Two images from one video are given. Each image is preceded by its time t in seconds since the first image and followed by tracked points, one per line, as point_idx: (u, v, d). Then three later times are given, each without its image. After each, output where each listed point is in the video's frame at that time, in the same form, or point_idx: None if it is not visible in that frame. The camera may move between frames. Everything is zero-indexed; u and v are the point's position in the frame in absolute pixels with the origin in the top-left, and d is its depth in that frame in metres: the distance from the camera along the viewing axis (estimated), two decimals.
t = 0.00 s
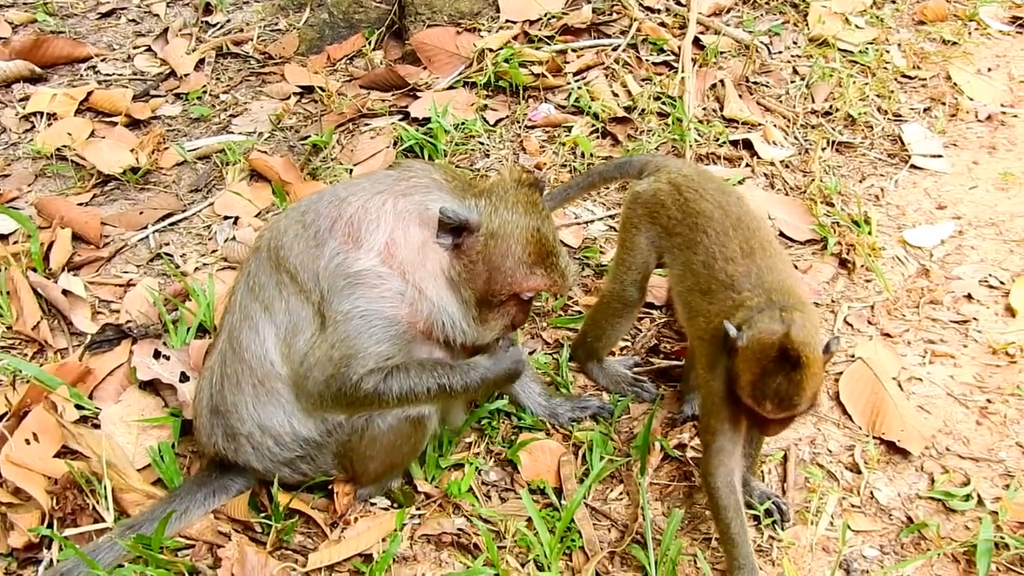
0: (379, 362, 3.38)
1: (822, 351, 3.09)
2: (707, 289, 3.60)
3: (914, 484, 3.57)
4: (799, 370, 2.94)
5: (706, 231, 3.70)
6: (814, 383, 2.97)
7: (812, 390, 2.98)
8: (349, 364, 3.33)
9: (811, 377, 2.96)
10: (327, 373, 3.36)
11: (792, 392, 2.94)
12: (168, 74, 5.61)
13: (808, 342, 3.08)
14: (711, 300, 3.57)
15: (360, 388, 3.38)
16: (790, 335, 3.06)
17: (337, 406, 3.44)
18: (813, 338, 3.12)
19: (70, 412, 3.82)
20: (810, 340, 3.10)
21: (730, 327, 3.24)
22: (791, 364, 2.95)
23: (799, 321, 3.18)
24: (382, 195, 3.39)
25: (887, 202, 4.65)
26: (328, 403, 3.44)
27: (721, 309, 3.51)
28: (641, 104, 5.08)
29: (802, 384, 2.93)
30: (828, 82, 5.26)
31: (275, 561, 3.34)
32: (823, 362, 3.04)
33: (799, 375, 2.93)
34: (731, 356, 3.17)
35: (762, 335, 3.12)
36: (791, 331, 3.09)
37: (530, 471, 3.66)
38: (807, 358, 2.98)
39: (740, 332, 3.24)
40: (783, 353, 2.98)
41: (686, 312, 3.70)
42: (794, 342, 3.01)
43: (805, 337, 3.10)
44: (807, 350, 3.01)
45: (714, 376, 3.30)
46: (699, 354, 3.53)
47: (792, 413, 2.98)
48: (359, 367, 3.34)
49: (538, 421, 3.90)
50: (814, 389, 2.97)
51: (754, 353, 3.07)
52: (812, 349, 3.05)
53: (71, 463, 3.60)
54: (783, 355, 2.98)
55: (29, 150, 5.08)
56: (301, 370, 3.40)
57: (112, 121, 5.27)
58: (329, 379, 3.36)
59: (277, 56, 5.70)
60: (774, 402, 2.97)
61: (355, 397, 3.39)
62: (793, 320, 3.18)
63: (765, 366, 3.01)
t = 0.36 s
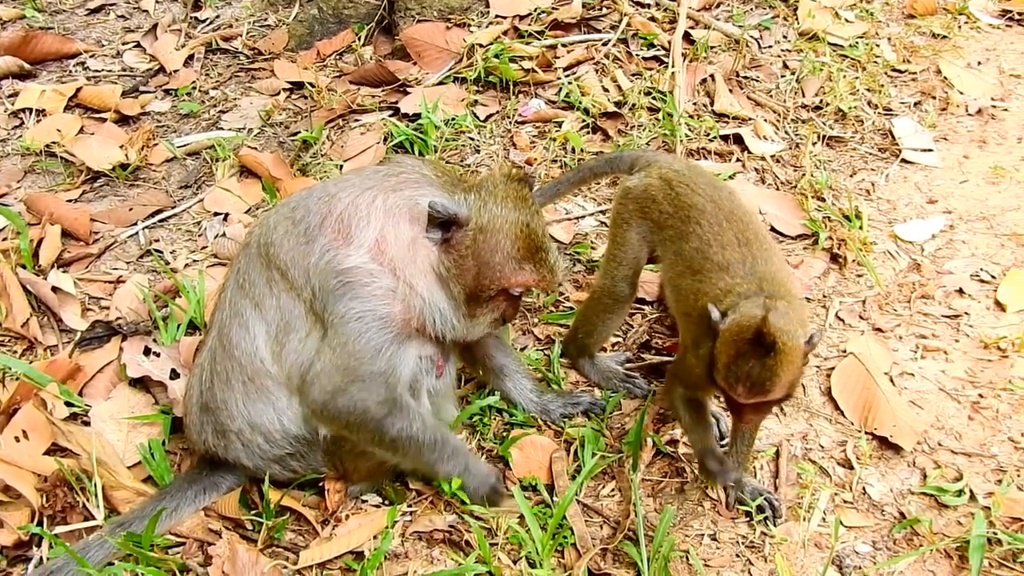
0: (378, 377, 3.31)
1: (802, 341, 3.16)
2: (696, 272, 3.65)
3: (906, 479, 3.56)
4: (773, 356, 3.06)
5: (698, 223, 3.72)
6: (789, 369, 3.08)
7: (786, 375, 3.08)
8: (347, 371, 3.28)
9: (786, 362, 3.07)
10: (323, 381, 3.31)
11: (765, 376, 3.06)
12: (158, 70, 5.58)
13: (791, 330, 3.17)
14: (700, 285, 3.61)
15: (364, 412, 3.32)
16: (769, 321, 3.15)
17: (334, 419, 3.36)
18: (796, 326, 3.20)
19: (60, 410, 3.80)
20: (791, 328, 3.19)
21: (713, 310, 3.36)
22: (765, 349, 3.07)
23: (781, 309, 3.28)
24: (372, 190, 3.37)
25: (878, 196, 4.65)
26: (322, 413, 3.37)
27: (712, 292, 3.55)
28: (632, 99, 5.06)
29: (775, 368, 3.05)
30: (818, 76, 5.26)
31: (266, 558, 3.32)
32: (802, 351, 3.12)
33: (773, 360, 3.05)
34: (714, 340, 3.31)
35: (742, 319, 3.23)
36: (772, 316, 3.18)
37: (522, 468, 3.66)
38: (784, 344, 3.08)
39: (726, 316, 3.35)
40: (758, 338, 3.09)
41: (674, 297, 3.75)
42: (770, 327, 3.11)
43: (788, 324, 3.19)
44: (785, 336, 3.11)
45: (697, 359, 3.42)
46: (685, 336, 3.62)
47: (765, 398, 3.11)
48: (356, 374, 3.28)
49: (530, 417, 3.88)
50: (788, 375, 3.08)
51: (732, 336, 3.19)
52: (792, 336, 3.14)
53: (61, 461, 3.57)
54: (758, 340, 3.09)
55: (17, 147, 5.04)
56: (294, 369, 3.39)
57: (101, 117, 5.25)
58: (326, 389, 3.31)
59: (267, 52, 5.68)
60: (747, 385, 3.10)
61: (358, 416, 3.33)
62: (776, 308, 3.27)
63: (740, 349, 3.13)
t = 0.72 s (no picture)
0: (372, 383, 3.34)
1: (784, 336, 3.22)
2: (697, 257, 3.66)
3: (901, 478, 3.56)
4: (748, 347, 3.16)
5: (700, 213, 3.72)
6: (764, 361, 3.16)
7: (760, 366, 3.17)
8: (339, 374, 3.29)
9: (760, 354, 3.15)
10: (316, 383, 3.33)
11: (736, 364, 3.16)
12: (151, 68, 5.55)
13: (775, 325, 3.23)
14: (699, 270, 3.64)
15: (357, 414, 3.35)
16: (748, 311, 3.24)
17: (327, 421, 3.38)
18: (778, 319, 3.25)
19: (52, 409, 3.78)
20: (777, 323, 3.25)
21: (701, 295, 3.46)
22: (739, 339, 3.19)
23: (767, 300, 3.33)
24: (365, 190, 3.34)
25: (873, 194, 4.65)
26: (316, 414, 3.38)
27: (710, 277, 3.59)
28: (626, 97, 5.06)
29: (747, 358, 3.15)
30: (813, 74, 5.25)
31: (258, 559, 3.29)
32: (782, 346, 3.19)
33: (744, 350, 3.15)
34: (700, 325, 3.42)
35: (724, 306, 3.32)
36: (753, 306, 3.26)
37: (516, 466, 3.64)
38: (761, 336, 3.16)
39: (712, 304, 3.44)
40: (732, 327, 3.21)
41: (670, 279, 3.77)
42: (749, 319, 3.20)
43: (771, 316, 3.25)
44: (764, 328, 3.19)
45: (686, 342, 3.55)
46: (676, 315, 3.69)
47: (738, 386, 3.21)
48: (348, 376, 3.29)
49: (524, 416, 3.86)
50: (762, 367, 3.17)
51: (710, 322, 3.30)
52: (773, 329, 3.21)
53: (54, 462, 3.54)
54: (732, 330, 3.21)
55: (9, 145, 5.01)
56: (286, 368, 3.40)
57: (94, 115, 5.22)
58: (318, 391, 3.33)
59: (260, 50, 5.67)
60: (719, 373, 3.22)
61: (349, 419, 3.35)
62: (760, 298, 3.33)
63: (715, 337, 3.24)
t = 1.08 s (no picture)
0: (384, 388, 3.31)
1: (762, 331, 3.28)
2: (686, 245, 3.66)
3: (894, 473, 3.54)
4: (724, 342, 3.24)
5: (692, 204, 3.72)
6: (741, 356, 3.26)
7: (737, 360, 3.27)
8: (343, 378, 3.27)
9: (736, 347, 3.24)
10: (323, 391, 3.31)
11: (712, 359, 3.25)
12: (140, 65, 5.52)
13: (753, 320, 3.30)
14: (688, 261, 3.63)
15: (371, 421, 3.28)
16: (726, 304, 3.29)
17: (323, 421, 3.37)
18: (757, 312, 3.32)
19: (40, 409, 3.74)
20: (756, 319, 3.31)
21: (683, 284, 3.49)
22: (715, 333, 3.26)
23: (747, 293, 3.37)
24: (353, 190, 3.33)
25: (866, 188, 4.64)
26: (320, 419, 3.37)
27: (698, 265, 3.60)
28: (617, 92, 5.04)
29: (723, 352, 3.23)
30: (805, 69, 5.24)
31: (248, 559, 3.28)
32: (759, 342, 3.26)
33: (721, 345, 3.23)
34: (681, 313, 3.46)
35: (703, 297, 3.37)
36: (731, 300, 3.30)
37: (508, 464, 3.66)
38: (737, 331, 3.24)
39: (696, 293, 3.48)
40: (708, 321, 3.27)
41: (659, 266, 3.77)
42: (725, 313, 3.26)
43: (749, 311, 3.31)
44: (740, 323, 3.26)
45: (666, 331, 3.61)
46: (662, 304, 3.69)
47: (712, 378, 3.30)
48: (351, 380, 3.27)
49: (515, 414, 3.85)
50: (738, 361, 3.26)
51: (688, 314, 3.35)
52: (750, 323, 3.28)
53: (42, 462, 3.54)
54: (709, 324, 3.27)
55: None
56: (277, 371, 3.35)
57: (83, 113, 5.19)
58: (326, 399, 3.31)
59: (250, 47, 5.64)
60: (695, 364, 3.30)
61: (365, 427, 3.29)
62: (739, 292, 3.36)
63: (691, 330, 3.30)
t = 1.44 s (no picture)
0: (397, 386, 3.36)
1: (737, 339, 3.13)
2: (663, 254, 3.63)
3: (875, 464, 3.55)
4: (697, 350, 3.05)
5: (671, 207, 3.71)
6: (714, 363, 3.09)
7: (709, 366, 3.09)
8: (353, 377, 3.30)
9: (710, 354, 3.07)
10: (337, 391, 3.34)
11: (683, 364, 3.05)
12: (116, 63, 5.48)
13: (728, 326, 3.14)
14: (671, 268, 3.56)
15: (384, 417, 3.37)
16: (699, 310, 3.11)
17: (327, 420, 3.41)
18: (733, 320, 3.16)
19: (17, 412, 3.71)
20: (731, 326, 3.15)
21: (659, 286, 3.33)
22: (687, 338, 3.07)
23: (723, 300, 3.22)
24: (336, 187, 3.30)
25: (845, 179, 4.64)
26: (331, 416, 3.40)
27: (675, 271, 3.53)
28: (596, 85, 5.03)
29: (694, 358, 3.05)
30: (784, 60, 5.24)
31: (229, 559, 3.26)
32: (733, 349, 3.11)
33: (693, 351, 3.05)
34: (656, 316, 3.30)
35: (678, 301, 3.20)
36: (707, 306, 3.13)
37: (490, 463, 3.64)
38: (711, 338, 3.07)
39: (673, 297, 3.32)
40: (681, 326, 3.08)
41: (640, 273, 3.74)
42: (699, 320, 3.08)
43: (725, 318, 3.15)
44: (715, 329, 3.08)
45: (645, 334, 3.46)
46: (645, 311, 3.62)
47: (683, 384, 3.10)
48: (361, 376, 3.30)
49: (496, 410, 3.83)
50: (711, 369, 3.09)
51: (662, 317, 3.17)
52: (726, 330, 3.12)
53: (18, 465, 3.49)
54: (681, 328, 3.08)
55: None
56: (271, 371, 3.34)
57: (59, 112, 5.14)
58: (341, 398, 3.35)
59: (227, 44, 5.61)
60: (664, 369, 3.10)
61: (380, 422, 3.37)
62: (715, 298, 3.21)
63: (663, 334, 3.10)
